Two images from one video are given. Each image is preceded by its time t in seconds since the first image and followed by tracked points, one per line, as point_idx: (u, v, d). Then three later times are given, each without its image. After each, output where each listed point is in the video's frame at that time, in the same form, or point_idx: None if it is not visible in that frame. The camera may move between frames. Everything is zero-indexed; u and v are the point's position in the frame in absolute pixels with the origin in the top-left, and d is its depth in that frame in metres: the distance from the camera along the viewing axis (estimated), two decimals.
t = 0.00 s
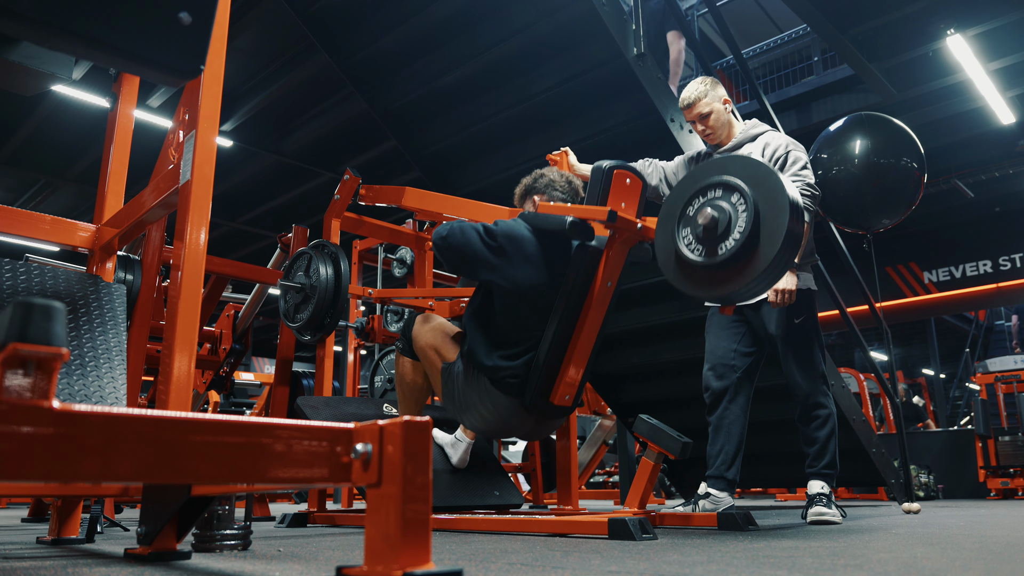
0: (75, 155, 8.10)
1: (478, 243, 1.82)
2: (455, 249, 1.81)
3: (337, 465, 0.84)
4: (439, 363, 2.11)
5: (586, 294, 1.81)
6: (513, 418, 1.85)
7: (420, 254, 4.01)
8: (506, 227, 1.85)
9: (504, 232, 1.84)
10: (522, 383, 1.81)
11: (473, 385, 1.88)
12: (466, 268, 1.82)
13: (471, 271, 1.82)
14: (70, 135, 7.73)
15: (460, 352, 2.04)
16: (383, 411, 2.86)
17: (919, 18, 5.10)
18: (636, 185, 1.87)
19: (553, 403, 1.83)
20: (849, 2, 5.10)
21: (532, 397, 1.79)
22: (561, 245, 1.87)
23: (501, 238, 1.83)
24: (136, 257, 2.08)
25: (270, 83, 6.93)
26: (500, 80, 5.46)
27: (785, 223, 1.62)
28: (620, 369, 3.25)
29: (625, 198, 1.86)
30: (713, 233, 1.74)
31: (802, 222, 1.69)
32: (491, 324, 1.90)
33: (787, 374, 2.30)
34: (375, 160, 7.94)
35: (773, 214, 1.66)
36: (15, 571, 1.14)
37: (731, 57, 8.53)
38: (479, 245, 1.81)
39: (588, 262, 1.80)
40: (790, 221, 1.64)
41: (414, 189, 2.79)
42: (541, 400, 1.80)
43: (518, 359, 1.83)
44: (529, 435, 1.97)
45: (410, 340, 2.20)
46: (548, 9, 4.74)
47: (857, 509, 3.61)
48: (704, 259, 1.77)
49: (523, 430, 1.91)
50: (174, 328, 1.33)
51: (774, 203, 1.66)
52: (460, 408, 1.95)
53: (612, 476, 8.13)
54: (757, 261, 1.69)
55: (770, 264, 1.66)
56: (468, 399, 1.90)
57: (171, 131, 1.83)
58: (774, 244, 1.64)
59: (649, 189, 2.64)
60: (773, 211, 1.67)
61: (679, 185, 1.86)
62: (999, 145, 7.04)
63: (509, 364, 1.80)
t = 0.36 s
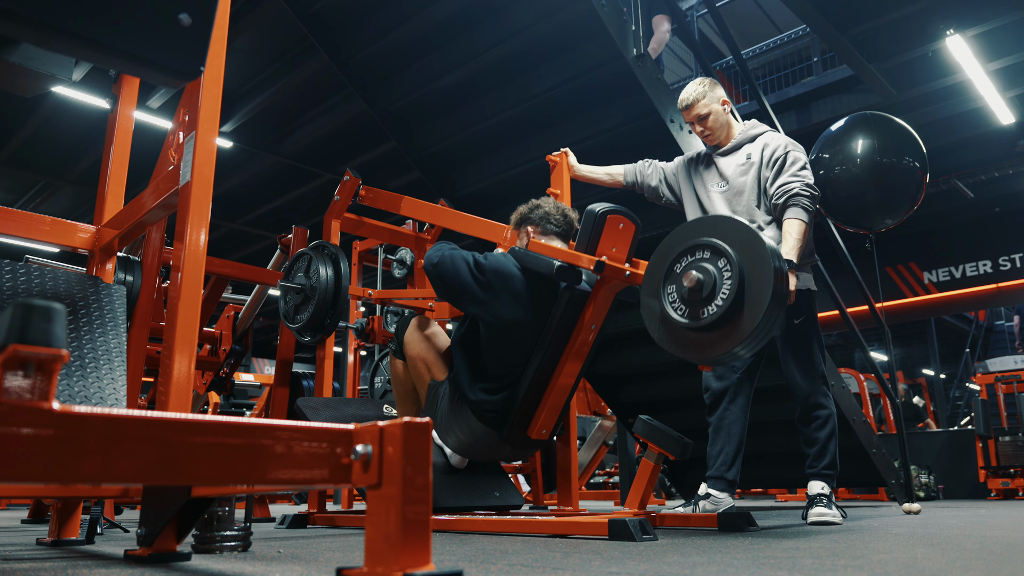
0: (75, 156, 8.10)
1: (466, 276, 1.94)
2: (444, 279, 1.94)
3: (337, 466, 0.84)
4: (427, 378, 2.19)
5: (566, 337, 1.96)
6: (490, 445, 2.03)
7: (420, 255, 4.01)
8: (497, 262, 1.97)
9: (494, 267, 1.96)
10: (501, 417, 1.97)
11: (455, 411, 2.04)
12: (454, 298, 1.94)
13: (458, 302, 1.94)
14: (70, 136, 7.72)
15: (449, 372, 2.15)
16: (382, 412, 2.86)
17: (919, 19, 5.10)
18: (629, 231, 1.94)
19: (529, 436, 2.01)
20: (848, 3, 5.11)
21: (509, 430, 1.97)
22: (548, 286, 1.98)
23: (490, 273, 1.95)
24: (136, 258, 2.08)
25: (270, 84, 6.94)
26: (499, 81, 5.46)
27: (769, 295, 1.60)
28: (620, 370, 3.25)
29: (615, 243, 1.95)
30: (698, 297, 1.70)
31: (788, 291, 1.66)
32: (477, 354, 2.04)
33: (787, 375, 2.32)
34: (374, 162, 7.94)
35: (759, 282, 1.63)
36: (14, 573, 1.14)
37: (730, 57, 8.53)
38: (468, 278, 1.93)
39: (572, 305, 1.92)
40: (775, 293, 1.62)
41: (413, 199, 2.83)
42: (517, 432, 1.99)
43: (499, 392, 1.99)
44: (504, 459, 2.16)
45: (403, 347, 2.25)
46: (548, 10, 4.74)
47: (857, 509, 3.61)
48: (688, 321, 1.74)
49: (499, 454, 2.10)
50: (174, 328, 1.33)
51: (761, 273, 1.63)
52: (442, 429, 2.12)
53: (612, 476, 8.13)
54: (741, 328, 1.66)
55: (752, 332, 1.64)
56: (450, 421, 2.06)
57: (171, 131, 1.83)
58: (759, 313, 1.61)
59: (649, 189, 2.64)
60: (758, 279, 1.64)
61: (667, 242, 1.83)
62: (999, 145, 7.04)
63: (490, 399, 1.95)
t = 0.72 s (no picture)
0: (75, 156, 8.10)
1: (463, 284, 1.94)
2: (441, 287, 1.93)
3: (337, 466, 0.84)
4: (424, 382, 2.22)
5: (562, 346, 1.97)
6: (484, 450, 2.06)
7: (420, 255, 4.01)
8: (493, 269, 1.97)
9: (490, 274, 1.96)
10: (496, 425, 1.99)
11: (450, 417, 2.06)
12: (450, 306, 1.95)
13: (454, 310, 1.95)
14: (70, 136, 7.73)
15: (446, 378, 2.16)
16: (382, 411, 2.86)
17: (920, 19, 5.11)
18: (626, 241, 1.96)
19: (524, 443, 2.03)
20: (848, 3, 5.11)
21: (504, 437, 1.99)
22: (544, 294, 2.00)
23: (486, 281, 1.95)
24: (136, 258, 2.08)
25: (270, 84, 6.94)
26: (499, 81, 5.46)
27: (763, 311, 1.68)
28: (620, 370, 3.25)
29: (613, 253, 1.97)
30: (693, 311, 1.77)
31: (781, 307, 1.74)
32: (472, 360, 2.06)
33: (787, 374, 2.31)
34: (374, 162, 7.94)
35: (753, 299, 1.71)
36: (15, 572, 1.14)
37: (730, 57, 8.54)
38: (465, 286, 1.93)
39: (569, 315, 1.93)
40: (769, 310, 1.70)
41: (412, 202, 2.82)
42: (512, 439, 2.01)
43: (494, 400, 2.01)
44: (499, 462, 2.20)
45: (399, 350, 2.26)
46: (548, 10, 4.74)
47: (856, 509, 3.61)
48: (683, 334, 1.81)
49: (493, 459, 2.13)
50: (174, 328, 1.33)
51: (756, 289, 1.71)
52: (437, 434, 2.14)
53: (612, 476, 8.13)
54: (735, 342, 1.74)
55: (746, 346, 1.71)
56: (445, 425, 2.08)
57: (172, 131, 1.83)
58: (754, 329, 1.69)
59: (649, 189, 2.64)
60: (753, 296, 1.72)
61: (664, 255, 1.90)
62: (999, 144, 7.04)
63: (485, 407, 1.97)
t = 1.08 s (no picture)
0: (75, 155, 8.11)
1: (469, 267, 1.92)
2: (447, 271, 1.92)
3: (337, 464, 0.84)
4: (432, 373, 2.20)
5: (570, 328, 1.96)
6: (494, 436, 2.03)
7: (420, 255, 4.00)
8: (498, 252, 1.96)
9: (495, 257, 1.95)
10: (505, 410, 1.98)
11: (459, 404, 2.04)
12: (455, 291, 1.93)
13: (460, 295, 1.93)
14: (70, 135, 7.72)
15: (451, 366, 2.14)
16: (383, 411, 2.86)
17: (921, 19, 5.10)
18: (632, 222, 1.91)
19: (534, 428, 2.01)
20: (849, 2, 5.10)
21: (514, 421, 1.98)
22: (550, 276, 1.99)
23: (492, 263, 1.93)
24: (136, 257, 2.08)
25: (270, 83, 6.93)
26: (500, 80, 5.46)
27: (773, 281, 1.54)
28: (620, 369, 3.25)
29: (618, 234, 1.93)
30: (700, 284, 1.64)
31: (792, 279, 1.60)
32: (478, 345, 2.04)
33: (786, 373, 2.31)
34: (375, 161, 7.94)
35: (763, 269, 1.57)
36: (15, 570, 1.14)
37: (731, 56, 8.53)
38: (470, 269, 1.91)
39: (574, 298, 1.93)
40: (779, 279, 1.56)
41: (413, 196, 2.81)
42: (522, 424, 1.99)
43: (502, 384, 1.99)
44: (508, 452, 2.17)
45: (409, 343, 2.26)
46: (548, 9, 4.73)
47: (856, 508, 3.61)
48: (689, 309, 1.67)
49: (502, 448, 2.10)
50: (174, 327, 1.33)
51: (764, 260, 1.57)
52: (447, 424, 2.12)
53: (612, 475, 8.13)
54: (745, 315, 1.59)
55: (755, 320, 1.57)
56: (454, 413, 2.06)
57: (171, 130, 1.83)
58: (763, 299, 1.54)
59: (649, 188, 2.63)
60: (763, 266, 1.58)
61: (669, 230, 1.78)
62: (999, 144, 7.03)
63: (494, 391, 1.96)
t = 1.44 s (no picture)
0: (76, 154, 8.10)
1: (483, 231, 1.83)
2: (459, 237, 1.80)
3: (337, 464, 0.84)
4: (448, 355, 2.14)
5: (590, 277, 1.91)
6: (522, 401, 1.93)
7: (420, 254, 4.01)
8: (510, 211, 1.90)
9: (508, 216, 1.89)
10: (530, 367, 1.90)
11: (481, 374, 1.95)
12: (471, 255, 1.83)
13: (477, 260, 1.84)
14: (70, 134, 7.72)
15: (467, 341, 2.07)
16: (383, 410, 2.86)
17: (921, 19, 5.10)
18: (638, 169, 2.01)
19: (562, 384, 1.93)
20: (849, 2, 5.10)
21: (542, 378, 1.89)
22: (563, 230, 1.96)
23: (506, 223, 1.87)
24: (136, 257, 2.07)
25: (271, 82, 6.94)
26: (500, 80, 5.46)
27: (790, 191, 1.63)
28: (621, 368, 3.25)
29: (628, 181, 1.99)
30: (717, 209, 1.73)
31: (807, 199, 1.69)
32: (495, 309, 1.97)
33: (786, 374, 2.30)
34: (375, 160, 7.94)
35: (778, 187, 1.66)
36: (14, 570, 1.14)
37: (731, 56, 8.53)
38: (485, 230, 1.83)
39: (591, 248, 1.89)
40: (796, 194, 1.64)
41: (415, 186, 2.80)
42: (551, 380, 1.89)
43: (525, 341, 1.92)
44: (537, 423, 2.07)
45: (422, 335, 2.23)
46: (548, 8, 4.74)
47: (856, 508, 3.60)
48: (708, 233, 1.76)
49: (531, 415, 2.00)
50: (174, 326, 1.33)
51: (779, 177, 1.66)
52: (471, 401, 2.01)
53: (612, 475, 8.13)
54: (763, 234, 1.67)
55: (774, 236, 1.65)
56: (478, 384, 1.96)
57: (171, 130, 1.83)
58: (781, 214, 1.63)
59: (649, 188, 2.63)
60: (779, 182, 1.66)
61: (682, 165, 1.87)
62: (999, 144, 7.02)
63: (519, 349, 1.89)
